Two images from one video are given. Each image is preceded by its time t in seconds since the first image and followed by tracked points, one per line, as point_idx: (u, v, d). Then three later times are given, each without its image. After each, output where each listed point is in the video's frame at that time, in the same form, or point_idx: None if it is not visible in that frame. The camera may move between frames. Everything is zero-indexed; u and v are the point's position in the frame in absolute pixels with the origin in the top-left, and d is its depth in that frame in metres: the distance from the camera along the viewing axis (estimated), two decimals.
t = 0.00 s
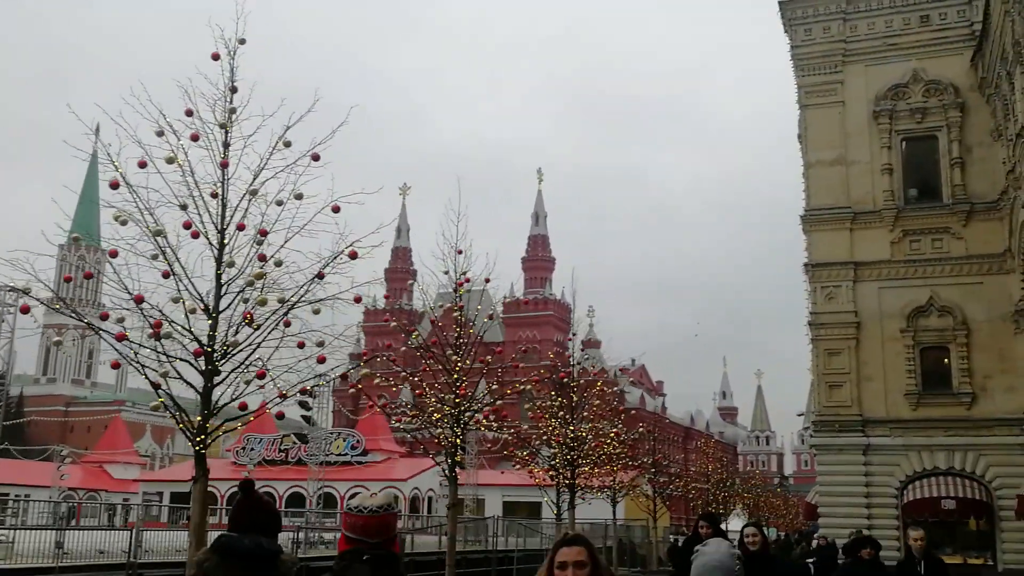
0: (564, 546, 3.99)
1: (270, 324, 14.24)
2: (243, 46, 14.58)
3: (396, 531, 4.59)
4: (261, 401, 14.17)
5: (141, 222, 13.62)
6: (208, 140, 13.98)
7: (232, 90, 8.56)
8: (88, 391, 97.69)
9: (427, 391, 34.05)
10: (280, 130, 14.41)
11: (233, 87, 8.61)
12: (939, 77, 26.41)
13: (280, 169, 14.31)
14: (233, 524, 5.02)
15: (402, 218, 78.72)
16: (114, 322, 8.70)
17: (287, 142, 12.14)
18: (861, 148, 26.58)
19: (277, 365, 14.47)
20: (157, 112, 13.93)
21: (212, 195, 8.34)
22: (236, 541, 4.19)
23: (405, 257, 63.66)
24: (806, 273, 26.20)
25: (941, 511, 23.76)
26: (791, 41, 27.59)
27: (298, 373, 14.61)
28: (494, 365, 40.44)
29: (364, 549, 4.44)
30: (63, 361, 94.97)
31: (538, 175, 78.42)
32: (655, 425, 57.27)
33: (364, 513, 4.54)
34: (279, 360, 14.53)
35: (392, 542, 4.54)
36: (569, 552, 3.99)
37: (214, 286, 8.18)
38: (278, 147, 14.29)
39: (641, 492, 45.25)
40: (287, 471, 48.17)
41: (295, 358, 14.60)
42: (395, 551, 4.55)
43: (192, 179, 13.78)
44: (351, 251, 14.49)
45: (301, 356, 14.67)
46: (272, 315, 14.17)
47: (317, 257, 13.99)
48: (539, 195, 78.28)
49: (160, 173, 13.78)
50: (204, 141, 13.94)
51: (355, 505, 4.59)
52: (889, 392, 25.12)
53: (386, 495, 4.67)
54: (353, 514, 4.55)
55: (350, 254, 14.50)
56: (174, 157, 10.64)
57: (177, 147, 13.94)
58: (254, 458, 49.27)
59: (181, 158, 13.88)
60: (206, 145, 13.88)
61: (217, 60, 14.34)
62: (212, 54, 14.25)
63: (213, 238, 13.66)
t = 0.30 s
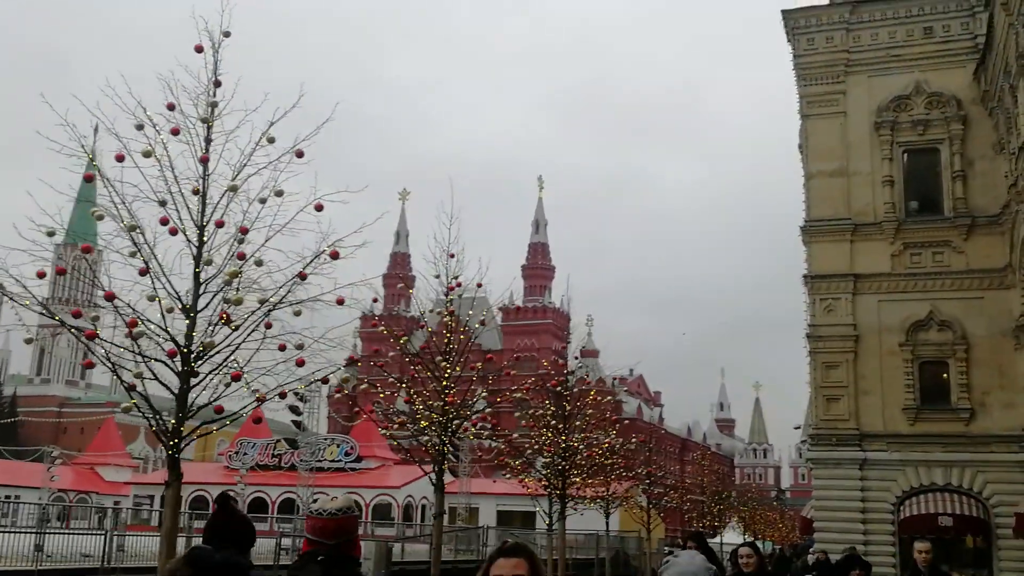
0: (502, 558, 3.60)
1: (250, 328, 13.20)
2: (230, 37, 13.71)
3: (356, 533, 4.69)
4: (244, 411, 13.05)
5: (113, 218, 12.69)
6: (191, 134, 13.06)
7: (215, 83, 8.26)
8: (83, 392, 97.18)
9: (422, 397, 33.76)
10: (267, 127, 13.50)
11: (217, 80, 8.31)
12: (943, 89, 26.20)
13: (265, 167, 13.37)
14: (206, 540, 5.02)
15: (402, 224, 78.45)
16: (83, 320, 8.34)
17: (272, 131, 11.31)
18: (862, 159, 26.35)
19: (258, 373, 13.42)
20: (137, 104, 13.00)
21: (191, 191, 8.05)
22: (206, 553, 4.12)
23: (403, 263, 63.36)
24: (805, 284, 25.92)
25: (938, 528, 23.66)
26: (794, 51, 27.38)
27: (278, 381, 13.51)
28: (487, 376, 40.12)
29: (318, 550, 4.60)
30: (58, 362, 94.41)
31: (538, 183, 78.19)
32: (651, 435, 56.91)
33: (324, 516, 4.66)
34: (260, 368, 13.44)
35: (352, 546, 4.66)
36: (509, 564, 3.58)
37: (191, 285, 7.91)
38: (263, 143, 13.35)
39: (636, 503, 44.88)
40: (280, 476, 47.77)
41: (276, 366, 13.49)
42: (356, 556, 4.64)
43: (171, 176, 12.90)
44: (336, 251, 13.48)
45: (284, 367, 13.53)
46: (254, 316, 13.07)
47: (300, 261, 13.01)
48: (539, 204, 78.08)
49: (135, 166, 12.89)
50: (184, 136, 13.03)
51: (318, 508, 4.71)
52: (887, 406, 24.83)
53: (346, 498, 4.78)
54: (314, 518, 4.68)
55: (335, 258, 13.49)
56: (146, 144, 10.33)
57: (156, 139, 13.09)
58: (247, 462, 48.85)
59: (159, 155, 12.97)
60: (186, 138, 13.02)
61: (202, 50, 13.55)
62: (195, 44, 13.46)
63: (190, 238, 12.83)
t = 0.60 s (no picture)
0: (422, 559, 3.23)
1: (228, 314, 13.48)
2: (211, 29, 14.07)
3: (316, 541, 5.19)
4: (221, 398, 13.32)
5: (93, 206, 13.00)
6: (171, 123, 13.46)
7: (197, 73, 8.26)
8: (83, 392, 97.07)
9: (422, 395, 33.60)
10: (249, 116, 13.90)
11: (199, 71, 8.31)
12: (940, 87, 26.09)
13: (246, 157, 13.73)
14: (175, 539, 5.22)
15: (402, 224, 78.35)
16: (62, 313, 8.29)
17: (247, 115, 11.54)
18: (860, 158, 26.26)
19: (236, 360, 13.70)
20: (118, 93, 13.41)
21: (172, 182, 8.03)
22: (173, 551, 4.74)
23: (403, 263, 63.25)
24: (802, 283, 25.85)
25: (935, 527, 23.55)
26: (791, 49, 27.31)
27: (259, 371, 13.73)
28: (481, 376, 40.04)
29: (275, 556, 5.07)
30: (58, 362, 94.38)
31: (538, 184, 78.13)
32: (650, 436, 56.78)
33: (287, 523, 5.11)
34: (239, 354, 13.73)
35: (312, 551, 5.15)
36: (430, 567, 3.19)
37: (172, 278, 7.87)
38: (244, 134, 13.76)
39: (635, 503, 44.74)
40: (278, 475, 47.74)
41: (256, 355, 13.75)
42: (314, 561, 5.15)
43: (151, 165, 13.28)
44: (314, 239, 13.80)
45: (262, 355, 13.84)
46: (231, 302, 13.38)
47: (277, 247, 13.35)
48: (539, 204, 77.97)
49: (117, 157, 13.28)
50: (165, 126, 13.43)
51: (282, 515, 5.15)
52: (883, 405, 24.75)
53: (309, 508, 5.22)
54: (280, 524, 5.13)
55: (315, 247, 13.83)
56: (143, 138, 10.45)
57: (137, 129, 13.45)
58: (246, 461, 48.78)
59: (138, 143, 13.37)
60: (167, 128, 13.41)
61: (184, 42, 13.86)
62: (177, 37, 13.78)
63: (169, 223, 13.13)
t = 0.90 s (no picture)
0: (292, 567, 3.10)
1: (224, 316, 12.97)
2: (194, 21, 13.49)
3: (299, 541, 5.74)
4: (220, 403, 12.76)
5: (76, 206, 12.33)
6: (157, 120, 12.90)
7: (185, 69, 8.07)
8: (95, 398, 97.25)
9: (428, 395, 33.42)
10: (236, 112, 13.41)
11: (186, 67, 8.13)
12: (951, 78, 25.73)
13: (234, 154, 13.25)
14: (150, 540, 5.49)
15: (412, 225, 78.18)
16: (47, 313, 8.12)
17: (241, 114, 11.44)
18: (870, 152, 25.94)
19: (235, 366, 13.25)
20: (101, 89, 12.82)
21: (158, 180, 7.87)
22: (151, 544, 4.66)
23: (411, 264, 63.09)
24: (812, 279, 25.54)
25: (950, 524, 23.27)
26: (798, 42, 26.99)
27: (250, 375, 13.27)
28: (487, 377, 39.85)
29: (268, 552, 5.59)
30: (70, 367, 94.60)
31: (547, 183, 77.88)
32: (662, 435, 56.45)
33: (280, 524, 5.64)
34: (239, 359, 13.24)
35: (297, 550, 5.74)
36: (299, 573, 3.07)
37: (158, 279, 7.69)
38: (233, 129, 13.27)
39: (647, 503, 44.41)
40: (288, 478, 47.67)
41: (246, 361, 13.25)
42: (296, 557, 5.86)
43: (135, 163, 12.72)
44: (305, 240, 13.33)
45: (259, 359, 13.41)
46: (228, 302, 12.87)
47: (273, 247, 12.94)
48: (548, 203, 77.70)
49: (98, 156, 12.60)
50: (150, 123, 12.87)
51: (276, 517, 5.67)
52: (895, 401, 24.42)
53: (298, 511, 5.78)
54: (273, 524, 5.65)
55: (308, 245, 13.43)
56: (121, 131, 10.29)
57: (120, 126, 12.89)
58: (256, 464, 48.70)
59: (123, 142, 12.76)
60: (153, 126, 12.86)
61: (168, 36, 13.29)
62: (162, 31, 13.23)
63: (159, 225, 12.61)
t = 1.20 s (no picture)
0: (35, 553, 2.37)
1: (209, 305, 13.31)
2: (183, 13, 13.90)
3: (314, 539, 5.33)
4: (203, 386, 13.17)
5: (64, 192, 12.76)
6: (147, 109, 13.31)
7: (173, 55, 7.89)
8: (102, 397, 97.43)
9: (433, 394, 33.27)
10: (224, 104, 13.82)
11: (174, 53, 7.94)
12: (960, 74, 25.44)
13: (222, 145, 13.63)
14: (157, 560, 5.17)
15: (419, 224, 78.04)
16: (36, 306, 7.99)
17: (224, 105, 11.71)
18: (878, 149, 25.67)
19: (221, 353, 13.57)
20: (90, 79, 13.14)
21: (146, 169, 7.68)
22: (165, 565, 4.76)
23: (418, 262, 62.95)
24: (819, 276, 25.28)
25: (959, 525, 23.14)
26: (806, 38, 26.73)
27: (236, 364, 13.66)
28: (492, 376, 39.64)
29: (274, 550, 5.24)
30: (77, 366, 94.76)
31: (555, 182, 77.70)
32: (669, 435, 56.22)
33: (287, 523, 5.25)
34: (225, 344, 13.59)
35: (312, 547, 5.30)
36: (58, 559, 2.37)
37: (145, 270, 7.51)
38: (219, 119, 13.65)
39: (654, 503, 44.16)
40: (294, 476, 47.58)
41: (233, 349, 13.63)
42: (309, 558, 5.30)
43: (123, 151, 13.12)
44: (289, 227, 13.72)
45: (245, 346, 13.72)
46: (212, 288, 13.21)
47: (256, 236, 13.24)
48: (555, 203, 77.46)
49: (86, 144, 13.04)
50: (137, 112, 13.25)
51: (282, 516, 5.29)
52: (903, 400, 24.15)
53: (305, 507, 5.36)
54: (279, 523, 5.27)
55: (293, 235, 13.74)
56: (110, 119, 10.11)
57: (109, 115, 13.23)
58: (262, 464, 48.65)
59: (115, 130, 13.18)
60: (141, 116, 13.25)
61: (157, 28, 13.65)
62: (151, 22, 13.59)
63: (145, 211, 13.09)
